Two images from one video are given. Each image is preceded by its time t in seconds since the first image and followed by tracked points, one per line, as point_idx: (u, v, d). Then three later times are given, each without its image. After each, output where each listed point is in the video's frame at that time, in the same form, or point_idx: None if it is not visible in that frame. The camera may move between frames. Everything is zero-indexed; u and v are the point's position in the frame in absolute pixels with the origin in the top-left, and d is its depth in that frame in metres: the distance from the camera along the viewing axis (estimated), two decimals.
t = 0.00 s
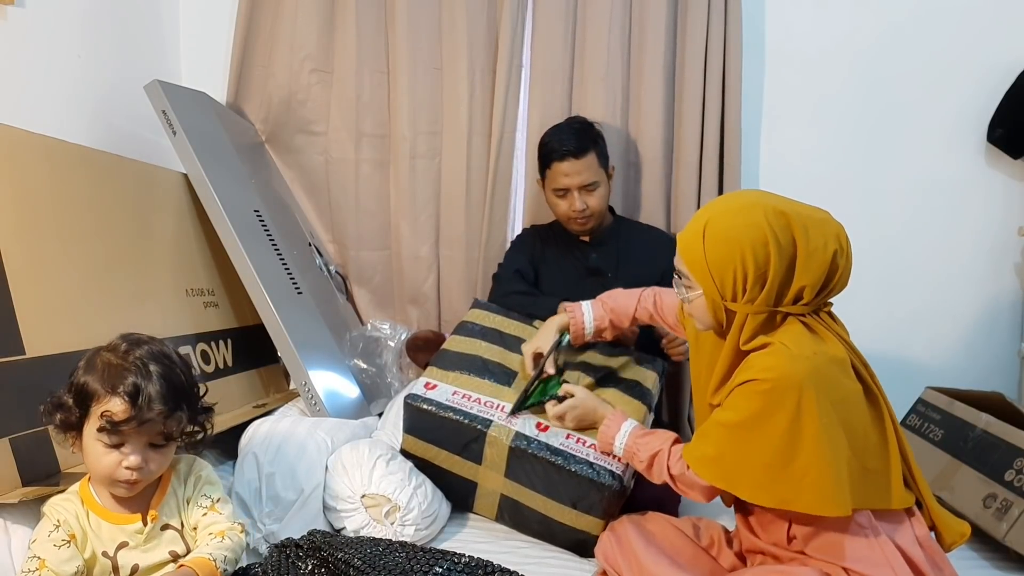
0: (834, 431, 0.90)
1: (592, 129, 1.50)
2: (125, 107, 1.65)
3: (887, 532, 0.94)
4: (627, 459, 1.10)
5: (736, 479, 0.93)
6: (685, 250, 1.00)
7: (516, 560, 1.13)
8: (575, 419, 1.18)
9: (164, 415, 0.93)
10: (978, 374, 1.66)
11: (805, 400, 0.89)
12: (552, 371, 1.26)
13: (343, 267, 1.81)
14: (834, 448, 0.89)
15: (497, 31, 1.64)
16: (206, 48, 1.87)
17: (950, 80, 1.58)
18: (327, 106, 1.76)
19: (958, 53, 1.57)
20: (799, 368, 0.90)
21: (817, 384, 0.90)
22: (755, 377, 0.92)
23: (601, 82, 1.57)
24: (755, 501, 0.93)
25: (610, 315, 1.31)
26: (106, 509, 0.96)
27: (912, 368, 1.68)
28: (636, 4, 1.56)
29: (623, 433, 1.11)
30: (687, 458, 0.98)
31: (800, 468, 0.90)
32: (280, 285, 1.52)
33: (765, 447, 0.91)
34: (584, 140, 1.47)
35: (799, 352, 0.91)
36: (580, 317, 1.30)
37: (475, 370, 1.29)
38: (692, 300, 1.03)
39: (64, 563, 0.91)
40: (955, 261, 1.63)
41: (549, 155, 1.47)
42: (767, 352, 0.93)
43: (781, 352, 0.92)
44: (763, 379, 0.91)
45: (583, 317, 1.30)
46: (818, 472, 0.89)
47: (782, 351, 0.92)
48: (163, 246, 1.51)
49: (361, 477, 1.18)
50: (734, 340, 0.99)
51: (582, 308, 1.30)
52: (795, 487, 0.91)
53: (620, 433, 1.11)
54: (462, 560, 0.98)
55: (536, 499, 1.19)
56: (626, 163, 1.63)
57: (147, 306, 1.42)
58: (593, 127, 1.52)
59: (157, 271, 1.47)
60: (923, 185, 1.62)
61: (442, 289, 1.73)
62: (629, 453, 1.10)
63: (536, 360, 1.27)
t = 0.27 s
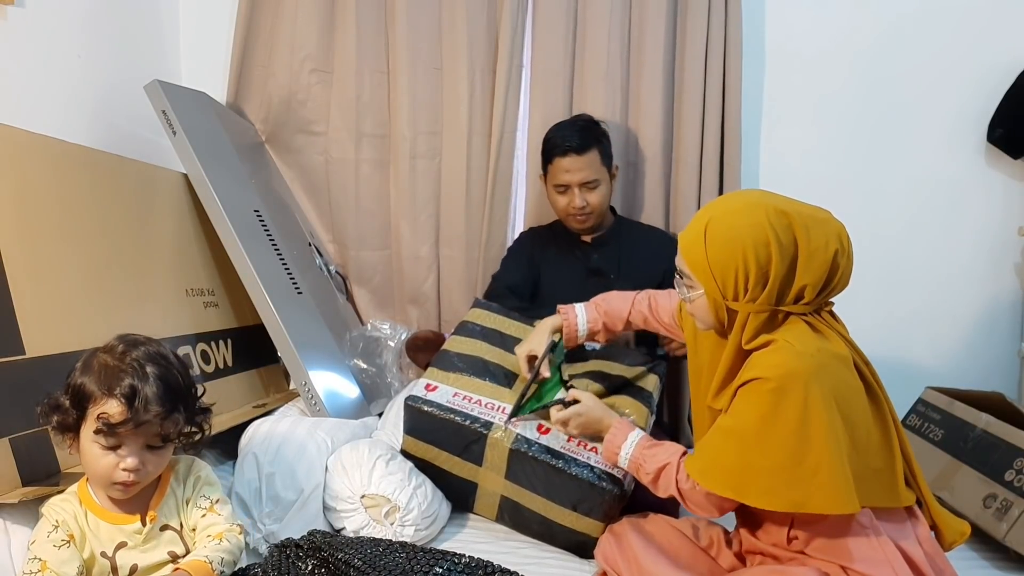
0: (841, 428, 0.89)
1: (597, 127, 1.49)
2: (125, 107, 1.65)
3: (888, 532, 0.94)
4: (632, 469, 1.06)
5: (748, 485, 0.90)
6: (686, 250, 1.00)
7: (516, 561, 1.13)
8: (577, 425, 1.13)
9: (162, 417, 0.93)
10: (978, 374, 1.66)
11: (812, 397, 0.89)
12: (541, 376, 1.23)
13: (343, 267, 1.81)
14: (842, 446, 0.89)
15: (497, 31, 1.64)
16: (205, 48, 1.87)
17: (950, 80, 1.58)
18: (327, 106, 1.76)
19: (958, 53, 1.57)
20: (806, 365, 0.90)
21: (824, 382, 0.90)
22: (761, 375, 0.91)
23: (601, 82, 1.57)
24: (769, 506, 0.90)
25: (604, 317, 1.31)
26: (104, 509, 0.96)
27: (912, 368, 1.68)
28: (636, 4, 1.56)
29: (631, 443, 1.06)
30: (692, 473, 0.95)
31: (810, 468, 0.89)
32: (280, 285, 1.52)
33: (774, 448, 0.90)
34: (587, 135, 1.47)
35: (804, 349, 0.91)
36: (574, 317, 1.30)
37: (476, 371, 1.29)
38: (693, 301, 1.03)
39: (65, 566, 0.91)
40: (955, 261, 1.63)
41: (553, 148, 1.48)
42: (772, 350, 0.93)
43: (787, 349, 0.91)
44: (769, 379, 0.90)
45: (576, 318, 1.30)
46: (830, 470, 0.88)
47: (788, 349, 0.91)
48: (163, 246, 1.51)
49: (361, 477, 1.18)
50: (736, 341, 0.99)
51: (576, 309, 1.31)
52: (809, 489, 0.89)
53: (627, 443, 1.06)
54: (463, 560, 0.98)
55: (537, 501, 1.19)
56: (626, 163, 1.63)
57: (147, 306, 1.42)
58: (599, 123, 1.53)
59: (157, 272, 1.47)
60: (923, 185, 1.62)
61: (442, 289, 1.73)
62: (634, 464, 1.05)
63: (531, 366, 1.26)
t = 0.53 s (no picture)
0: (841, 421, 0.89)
1: (601, 126, 1.50)
2: (125, 107, 1.65)
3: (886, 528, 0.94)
4: (631, 469, 1.03)
5: (753, 485, 0.89)
6: (682, 247, 1.00)
7: (517, 561, 1.13)
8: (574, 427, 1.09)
9: (158, 421, 0.92)
10: (978, 375, 1.66)
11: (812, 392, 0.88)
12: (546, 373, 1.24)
13: (343, 267, 1.81)
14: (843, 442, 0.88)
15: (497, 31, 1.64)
16: (205, 48, 1.87)
17: (950, 80, 1.58)
18: (327, 106, 1.76)
19: (958, 53, 1.57)
20: (807, 361, 0.89)
21: (824, 378, 0.90)
22: (763, 370, 0.90)
23: (601, 82, 1.57)
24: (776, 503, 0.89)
25: (602, 318, 1.29)
26: (103, 509, 0.96)
27: (912, 369, 1.68)
28: (636, 5, 1.56)
29: (633, 442, 1.03)
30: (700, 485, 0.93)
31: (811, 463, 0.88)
32: (280, 285, 1.51)
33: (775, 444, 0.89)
34: (589, 132, 1.48)
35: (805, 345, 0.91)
36: (573, 317, 1.28)
37: (474, 371, 1.29)
38: (688, 297, 1.03)
39: (64, 568, 0.90)
40: (955, 261, 1.63)
41: (553, 142, 1.49)
42: (772, 345, 0.92)
43: (788, 345, 0.91)
44: (768, 374, 0.90)
45: (574, 318, 1.28)
46: (832, 461, 0.88)
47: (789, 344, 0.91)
48: (163, 246, 1.51)
49: (361, 477, 1.18)
50: (733, 337, 0.98)
51: (575, 309, 1.29)
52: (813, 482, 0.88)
53: (631, 441, 1.03)
54: (464, 560, 0.98)
55: (536, 499, 1.19)
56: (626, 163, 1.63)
57: (147, 306, 1.41)
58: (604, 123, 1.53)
59: (156, 272, 1.47)
60: (923, 185, 1.62)
61: (442, 289, 1.73)
62: (636, 462, 1.02)
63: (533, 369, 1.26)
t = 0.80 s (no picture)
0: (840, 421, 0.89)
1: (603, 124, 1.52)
2: (125, 108, 1.65)
3: (886, 531, 0.93)
4: (587, 450, 1.04)
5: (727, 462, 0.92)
6: (693, 245, 0.99)
7: (517, 560, 1.13)
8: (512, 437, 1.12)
9: (154, 426, 0.92)
10: (978, 375, 1.66)
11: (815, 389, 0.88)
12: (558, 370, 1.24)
13: (343, 267, 1.81)
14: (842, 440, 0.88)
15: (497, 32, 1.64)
16: (206, 48, 1.87)
17: (950, 80, 1.59)
18: (327, 106, 1.76)
19: (957, 54, 1.58)
20: (815, 359, 0.89)
21: (830, 376, 0.89)
22: (768, 362, 0.90)
23: (601, 82, 1.57)
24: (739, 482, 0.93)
25: (641, 315, 1.28)
26: (99, 510, 0.95)
27: (912, 369, 1.68)
28: (636, 5, 1.56)
29: (581, 424, 1.06)
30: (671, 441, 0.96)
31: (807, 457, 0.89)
32: (280, 285, 1.51)
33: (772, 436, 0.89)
34: (591, 124, 1.50)
35: (814, 343, 0.90)
36: (616, 310, 1.28)
37: (472, 368, 1.30)
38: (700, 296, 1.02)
39: (60, 570, 0.90)
40: (955, 261, 1.63)
41: (555, 131, 1.51)
42: (780, 339, 0.92)
43: (795, 341, 0.90)
44: (774, 366, 0.90)
45: (617, 311, 1.27)
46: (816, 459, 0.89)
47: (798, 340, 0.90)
48: (163, 247, 1.50)
49: (360, 476, 1.18)
50: (743, 335, 0.98)
51: (619, 303, 1.28)
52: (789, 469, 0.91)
53: (580, 422, 1.06)
54: (465, 560, 0.98)
55: (536, 495, 1.19)
56: (626, 163, 1.63)
57: (147, 307, 1.41)
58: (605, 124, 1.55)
59: (156, 272, 1.47)
60: (922, 185, 1.62)
61: (442, 289, 1.73)
62: (589, 439, 1.04)
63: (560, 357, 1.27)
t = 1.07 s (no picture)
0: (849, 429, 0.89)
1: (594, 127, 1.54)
2: (125, 108, 1.65)
3: (891, 538, 0.93)
4: (580, 447, 1.01)
5: (729, 461, 0.92)
6: (713, 242, 0.99)
7: (517, 560, 1.13)
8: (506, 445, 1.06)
9: (155, 428, 0.92)
10: (978, 375, 1.66)
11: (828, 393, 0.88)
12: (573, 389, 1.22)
13: (343, 267, 1.81)
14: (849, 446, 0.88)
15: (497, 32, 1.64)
16: (206, 48, 1.87)
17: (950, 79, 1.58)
18: (327, 106, 1.76)
19: (957, 53, 1.57)
20: (830, 364, 0.89)
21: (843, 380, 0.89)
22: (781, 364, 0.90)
23: (601, 82, 1.57)
24: (738, 481, 0.93)
25: (669, 337, 1.25)
26: (97, 511, 0.95)
27: (912, 369, 1.68)
28: (637, 5, 1.56)
29: (575, 419, 1.02)
30: (673, 434, 0.95)
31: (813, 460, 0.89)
32: (280, 285, 1.52)
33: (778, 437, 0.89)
34: (581, 125, 1.52)
35: (830, 348, 0.90)
36: (642, 343, 1.24)
37: (472, 368, 1.30)
38: (717, 294, 1.02)
39: (57, 570, 0.90)
40: (954, 261, 1.63)
41: (546, 130, 1.53)
42: (796, 341, 0.91)
43: (812, 344, 0.90)
44: (789, 369, 0.89)
45: (644, 343, 1.24)
46: (819, 466, 0.89)
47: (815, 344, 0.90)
48: (163, 247, 1.51)
49: (360, 476, 1.18)
50: (759, 333, 0.97)
51: (644, 334, 1.24)
52: (790, 473, 0.91)
53: (572, 417, 1.02)
54: (465, 560, 0.98)
55: (536, 494, 1.19)
56: (626, 164, 1.63)
57: (147, 307, 1.41)
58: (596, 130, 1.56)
59: (157, 272, 1.47)
60: (922, 185, 1.62)
61: (442, 289, 1.74)
62: (583, 434, 1.00)
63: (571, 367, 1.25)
